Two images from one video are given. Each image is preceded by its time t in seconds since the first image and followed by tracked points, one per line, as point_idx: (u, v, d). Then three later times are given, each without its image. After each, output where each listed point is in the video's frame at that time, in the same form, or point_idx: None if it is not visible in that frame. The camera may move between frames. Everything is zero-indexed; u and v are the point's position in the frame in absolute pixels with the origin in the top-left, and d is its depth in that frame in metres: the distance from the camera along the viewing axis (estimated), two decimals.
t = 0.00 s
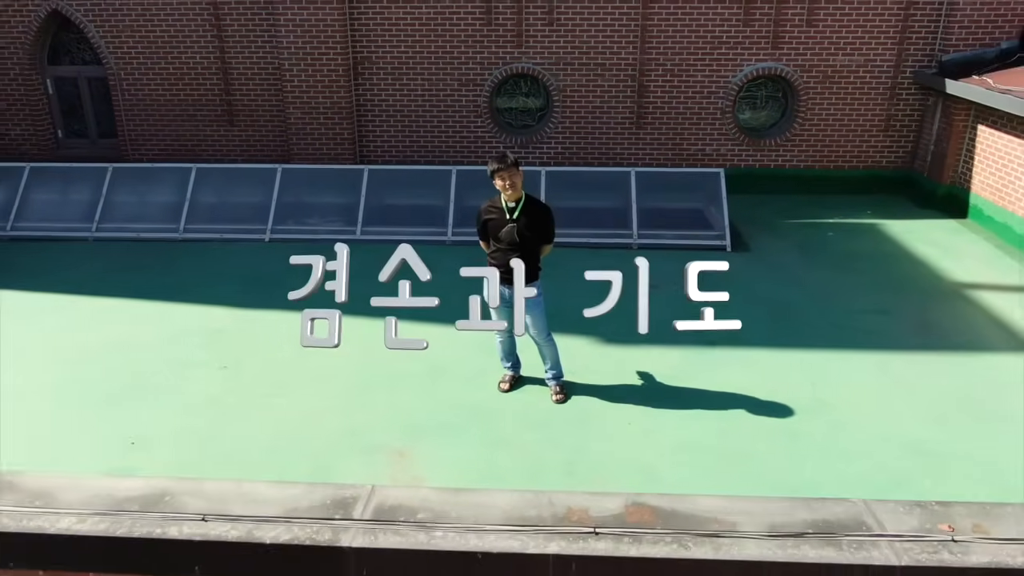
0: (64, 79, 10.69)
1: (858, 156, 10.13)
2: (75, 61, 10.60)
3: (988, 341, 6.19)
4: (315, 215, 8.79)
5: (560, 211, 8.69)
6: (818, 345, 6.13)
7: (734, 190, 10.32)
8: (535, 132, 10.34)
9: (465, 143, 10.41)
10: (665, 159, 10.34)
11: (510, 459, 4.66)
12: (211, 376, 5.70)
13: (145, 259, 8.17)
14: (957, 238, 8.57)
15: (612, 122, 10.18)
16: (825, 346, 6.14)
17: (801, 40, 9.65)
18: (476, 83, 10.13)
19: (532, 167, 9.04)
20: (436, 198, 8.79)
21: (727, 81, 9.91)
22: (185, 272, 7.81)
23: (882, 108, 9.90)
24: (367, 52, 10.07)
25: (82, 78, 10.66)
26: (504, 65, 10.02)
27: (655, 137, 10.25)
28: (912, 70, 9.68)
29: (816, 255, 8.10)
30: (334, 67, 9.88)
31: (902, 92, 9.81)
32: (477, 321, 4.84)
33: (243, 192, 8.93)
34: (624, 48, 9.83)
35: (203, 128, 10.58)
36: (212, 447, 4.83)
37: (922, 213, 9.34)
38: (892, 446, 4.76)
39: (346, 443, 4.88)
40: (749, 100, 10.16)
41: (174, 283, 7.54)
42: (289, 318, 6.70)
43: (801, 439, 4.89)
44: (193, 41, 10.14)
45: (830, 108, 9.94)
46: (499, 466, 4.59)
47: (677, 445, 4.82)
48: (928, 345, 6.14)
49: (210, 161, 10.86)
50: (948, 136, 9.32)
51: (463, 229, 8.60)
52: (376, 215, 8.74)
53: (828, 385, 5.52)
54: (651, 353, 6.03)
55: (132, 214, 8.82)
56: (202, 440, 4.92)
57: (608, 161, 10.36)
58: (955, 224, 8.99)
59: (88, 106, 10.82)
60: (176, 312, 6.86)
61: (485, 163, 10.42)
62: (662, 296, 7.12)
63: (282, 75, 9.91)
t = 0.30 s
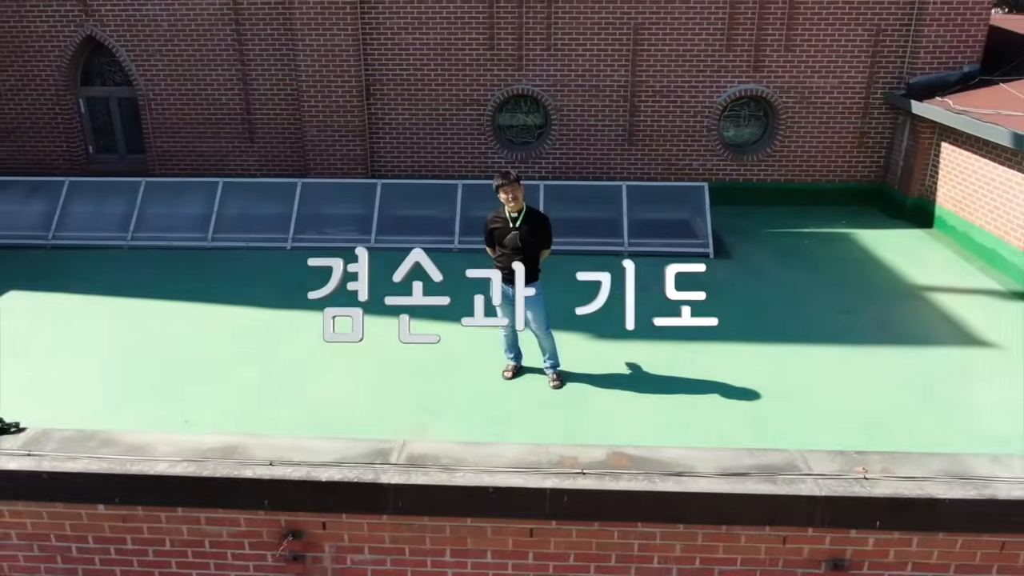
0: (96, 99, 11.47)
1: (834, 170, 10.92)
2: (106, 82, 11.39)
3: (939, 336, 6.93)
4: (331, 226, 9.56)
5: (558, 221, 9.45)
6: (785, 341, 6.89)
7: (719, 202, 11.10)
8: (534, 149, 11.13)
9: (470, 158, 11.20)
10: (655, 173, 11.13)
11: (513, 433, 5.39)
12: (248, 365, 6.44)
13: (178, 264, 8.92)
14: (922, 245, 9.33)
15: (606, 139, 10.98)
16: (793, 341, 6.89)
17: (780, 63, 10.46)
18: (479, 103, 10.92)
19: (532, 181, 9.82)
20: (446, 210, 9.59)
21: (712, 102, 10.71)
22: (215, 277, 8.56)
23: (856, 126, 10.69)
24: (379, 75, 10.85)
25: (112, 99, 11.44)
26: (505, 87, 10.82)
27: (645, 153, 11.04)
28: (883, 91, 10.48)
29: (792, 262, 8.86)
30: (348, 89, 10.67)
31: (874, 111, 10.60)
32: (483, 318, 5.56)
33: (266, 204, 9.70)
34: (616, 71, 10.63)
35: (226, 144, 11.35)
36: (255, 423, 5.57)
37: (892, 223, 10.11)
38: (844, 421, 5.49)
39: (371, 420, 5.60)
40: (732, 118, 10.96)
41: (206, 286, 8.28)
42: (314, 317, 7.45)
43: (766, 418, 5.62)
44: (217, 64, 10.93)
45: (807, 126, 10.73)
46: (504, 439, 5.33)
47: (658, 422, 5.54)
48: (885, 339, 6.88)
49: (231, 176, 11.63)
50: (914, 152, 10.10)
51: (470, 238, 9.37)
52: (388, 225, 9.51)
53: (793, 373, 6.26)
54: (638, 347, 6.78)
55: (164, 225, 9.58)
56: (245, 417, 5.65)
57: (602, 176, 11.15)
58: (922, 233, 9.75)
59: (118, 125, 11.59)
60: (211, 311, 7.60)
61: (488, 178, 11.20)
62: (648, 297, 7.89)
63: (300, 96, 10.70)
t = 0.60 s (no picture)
0: (123, 120, 12.35)
1: (808, 185, 11.80)
2: (133, 105, 12.28)
3: (892, 335, 7.76)
4: (344, 237, 10.42)
5: (553, 233, 10.31)
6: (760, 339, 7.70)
7: (702, 215, 11.96)
8: (530, 166, 12.00)
9: (471, 175, 12.06)
10: (643, 189, 12.00)
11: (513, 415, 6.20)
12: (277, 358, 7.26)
13: (205, 272, 9.74)
14: (887, 255, 10.18)
15: (597, 158, 11.86)
16: (762, 339, 7.73)
17: (757, 88, 11.36)
18: (480, 125, 11.78)
19: (529, 197, 10.71)
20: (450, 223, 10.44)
21: (695, 123, 11.59)
22: (240, 283, 9.39)
23: (828, 145, 11.58)
24: (387, 99, 11.71)
25: (139, 120, 12.32)
26: (504, 109, 11.69)
27: (634, 170, 11.92)
28: (852, 113, 11.37)
29: (766, 270, 9.73)
30: (359, 111, 11.54)
31: (844, 131, 11.49)
32: (484, 317, 6.39)
33: (285, 218, 10.57)
34: (606, 95, 11.53)
35: (244, 162, 12.20)
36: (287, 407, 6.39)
37: (861, 235, 10.98)
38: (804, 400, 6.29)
39: (389, 405, 6.41)
40: (714, 137, 11.84)
41: (234, 292, 9.11)
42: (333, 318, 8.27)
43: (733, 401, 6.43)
44: (237, 88, 11.80)
45: (783, 145, 11.61)
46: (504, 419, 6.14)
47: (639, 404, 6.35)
48: (843, 338, 7.71)
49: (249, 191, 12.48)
50: (880, 170, 10.98)
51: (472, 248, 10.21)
52: (397, 237, 10.36)
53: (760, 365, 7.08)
54: (624, 344, 7.60)
55: (191, 237, 10.42)
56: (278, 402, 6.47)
57: (594, 192, 12.03)
58: (888, 244, 10.60)
59: (144, 144, 12.45)
60: (240, 314, 8.43)
61: (488, 194, 12.05)
62: (634, 302, 8.73)
63: (315, 118, 11.58)
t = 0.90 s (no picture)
0: (151, 140, 13.32)
1: (785, 201, 12.77)
2: (161, 126, 13.26)
3: (851, 335, 8.70)
4: (357, 248, 11.45)
5: (549, 244, 11.27)
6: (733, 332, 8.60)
7: (688, 229, 12.93)
8: (529, 183, 12.97)
9: (474, 191, 13.01)
10: (633, 204, 12.97)
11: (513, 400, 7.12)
12: (304, 353, 8.18)
13: (232, 279, 10.68)
14: (855, 264, 11.13)
15: (590, 175, 12.84)
16: (735, 339, 8.68)
17: (737, 111, 12.33)
18: (482, 145, 12.74)
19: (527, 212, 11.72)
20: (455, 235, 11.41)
21: (681, 143, 12.58)
22: (264, 289, 10.31)
23: (802, 163, 12.55)
24: (397, 121, 12.69)
25: (166, 140, 13.27)
26: (505, 130, 12.67)
27: (625, 187, 12.89)
28: (825, 134, 12.35)
29: (742, 278, 10.70)
30: (371, 132, 12.53)
31: (817, 151, 12.47)
32: (484, 316, 7.26)
33: (303, 230, 11.57)
34: (598, 117, 12.51)
35: (263, 179, 13.14)
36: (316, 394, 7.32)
37: (832, 246, 11.95)
38: (767, 385, 7.21)
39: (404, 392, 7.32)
40: (698, 155, 12.83)
41: (259, 297, 10.04)
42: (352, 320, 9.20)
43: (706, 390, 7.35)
44: (258, 111, 12.75)
45: (761, 163, 12.59)
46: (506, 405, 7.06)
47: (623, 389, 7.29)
48: (807, 338, 8.65)
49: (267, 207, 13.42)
50: (850, 186, 11.94)
51: (475, 258, 11.15)
52: (407, 248, 11.33)
53: (732, 360, 8.01)
54: (613, 342, 8.53)
55: (218, 248, 11.37)
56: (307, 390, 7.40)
57: (587, 207, 13.02)
58: (857, 254, 11.55)
59: (170, 162, 13.40)
60: (266, 316, 9.35)
61: (490, 208, 13.02)
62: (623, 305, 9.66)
63: (331, 139, 12.56)
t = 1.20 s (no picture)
0: (177, 159, 14.36)
1: (764, 214, 13.83)
2: (187, 146, 14.31)
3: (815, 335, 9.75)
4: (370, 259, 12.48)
5: (546, 255, 12.33)
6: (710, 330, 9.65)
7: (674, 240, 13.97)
8: (527, 199, 14.04)
9: (476, 206, 14.07)
10: (623, 218, 14.04)
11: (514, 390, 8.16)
12: (327, 351, 9.21)
13: (257, 287, 11.71)
14: (825, 272, 12.20)
15: (584, 191, 13.91)
16: (711, 338, 9.72)
17: (719, 132, 13.42)
18: (484, 164, 13.82)
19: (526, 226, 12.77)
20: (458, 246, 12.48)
21: (667, 162, 13.66)
22: (287, 295, 11.34)
23: (779, 180, 13.62)
24: (406, 142, 13.76)
25: (192, 159, 14.32)
26: (505, 150, 13.76)
27: (616, 202, 13.96)
28: (799, 153, 13.43)
29: (721, 285, 11.75)
30: (383, 152, 13.60)
31: (792, 168, 13.55)
32: (485, 317, 8.27)
33: (321, 242, 12.61)
34: (591, 138, 13.60)
35: (281, 196, 14.19)
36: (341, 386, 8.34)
37: (806, 256, 13.00)
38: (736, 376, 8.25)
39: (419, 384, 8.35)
40: (683, 173, 13.90)
41: (283, 302, 11.07)
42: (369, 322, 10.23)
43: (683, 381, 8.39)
44: (278, 133, 13.83)
45: (742, 180, 13.66)
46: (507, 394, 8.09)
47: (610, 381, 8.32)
48: (775, 337, 9.70)
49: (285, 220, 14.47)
50: (822, 202, 13.00)
51: (478, 268, 12.20)
52: (416, 259, 12.39)
53: (707, 357, 9.04)
54: (602, 342, 9.57)
55: (242, 258, 12.42)
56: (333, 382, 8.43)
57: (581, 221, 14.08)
58: (828, 263, 12.61)
59: (195, 180, 14.46)
60: (291, 319, 10.37)
61: (491, 222, 14.08)
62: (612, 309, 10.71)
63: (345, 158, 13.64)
